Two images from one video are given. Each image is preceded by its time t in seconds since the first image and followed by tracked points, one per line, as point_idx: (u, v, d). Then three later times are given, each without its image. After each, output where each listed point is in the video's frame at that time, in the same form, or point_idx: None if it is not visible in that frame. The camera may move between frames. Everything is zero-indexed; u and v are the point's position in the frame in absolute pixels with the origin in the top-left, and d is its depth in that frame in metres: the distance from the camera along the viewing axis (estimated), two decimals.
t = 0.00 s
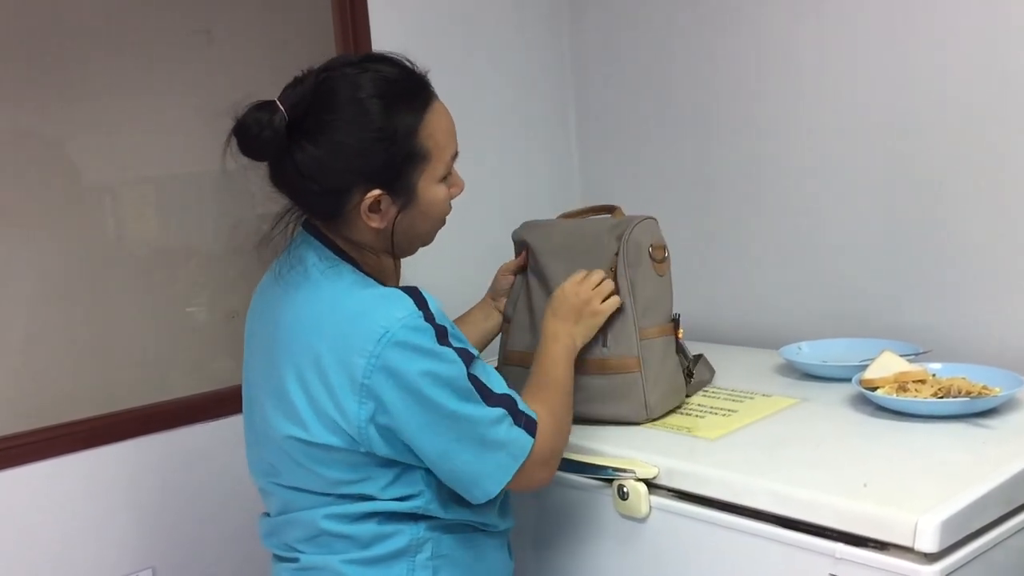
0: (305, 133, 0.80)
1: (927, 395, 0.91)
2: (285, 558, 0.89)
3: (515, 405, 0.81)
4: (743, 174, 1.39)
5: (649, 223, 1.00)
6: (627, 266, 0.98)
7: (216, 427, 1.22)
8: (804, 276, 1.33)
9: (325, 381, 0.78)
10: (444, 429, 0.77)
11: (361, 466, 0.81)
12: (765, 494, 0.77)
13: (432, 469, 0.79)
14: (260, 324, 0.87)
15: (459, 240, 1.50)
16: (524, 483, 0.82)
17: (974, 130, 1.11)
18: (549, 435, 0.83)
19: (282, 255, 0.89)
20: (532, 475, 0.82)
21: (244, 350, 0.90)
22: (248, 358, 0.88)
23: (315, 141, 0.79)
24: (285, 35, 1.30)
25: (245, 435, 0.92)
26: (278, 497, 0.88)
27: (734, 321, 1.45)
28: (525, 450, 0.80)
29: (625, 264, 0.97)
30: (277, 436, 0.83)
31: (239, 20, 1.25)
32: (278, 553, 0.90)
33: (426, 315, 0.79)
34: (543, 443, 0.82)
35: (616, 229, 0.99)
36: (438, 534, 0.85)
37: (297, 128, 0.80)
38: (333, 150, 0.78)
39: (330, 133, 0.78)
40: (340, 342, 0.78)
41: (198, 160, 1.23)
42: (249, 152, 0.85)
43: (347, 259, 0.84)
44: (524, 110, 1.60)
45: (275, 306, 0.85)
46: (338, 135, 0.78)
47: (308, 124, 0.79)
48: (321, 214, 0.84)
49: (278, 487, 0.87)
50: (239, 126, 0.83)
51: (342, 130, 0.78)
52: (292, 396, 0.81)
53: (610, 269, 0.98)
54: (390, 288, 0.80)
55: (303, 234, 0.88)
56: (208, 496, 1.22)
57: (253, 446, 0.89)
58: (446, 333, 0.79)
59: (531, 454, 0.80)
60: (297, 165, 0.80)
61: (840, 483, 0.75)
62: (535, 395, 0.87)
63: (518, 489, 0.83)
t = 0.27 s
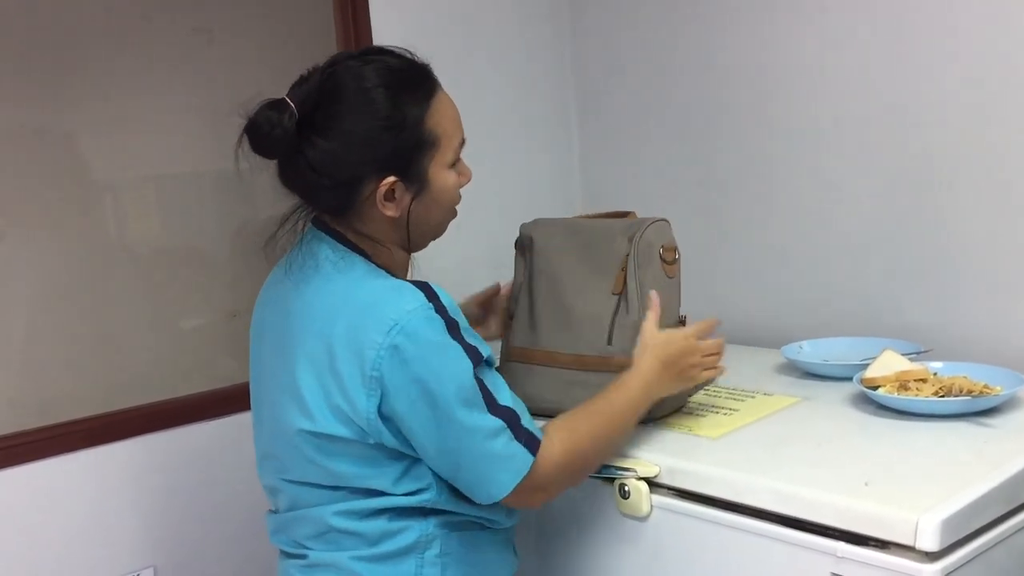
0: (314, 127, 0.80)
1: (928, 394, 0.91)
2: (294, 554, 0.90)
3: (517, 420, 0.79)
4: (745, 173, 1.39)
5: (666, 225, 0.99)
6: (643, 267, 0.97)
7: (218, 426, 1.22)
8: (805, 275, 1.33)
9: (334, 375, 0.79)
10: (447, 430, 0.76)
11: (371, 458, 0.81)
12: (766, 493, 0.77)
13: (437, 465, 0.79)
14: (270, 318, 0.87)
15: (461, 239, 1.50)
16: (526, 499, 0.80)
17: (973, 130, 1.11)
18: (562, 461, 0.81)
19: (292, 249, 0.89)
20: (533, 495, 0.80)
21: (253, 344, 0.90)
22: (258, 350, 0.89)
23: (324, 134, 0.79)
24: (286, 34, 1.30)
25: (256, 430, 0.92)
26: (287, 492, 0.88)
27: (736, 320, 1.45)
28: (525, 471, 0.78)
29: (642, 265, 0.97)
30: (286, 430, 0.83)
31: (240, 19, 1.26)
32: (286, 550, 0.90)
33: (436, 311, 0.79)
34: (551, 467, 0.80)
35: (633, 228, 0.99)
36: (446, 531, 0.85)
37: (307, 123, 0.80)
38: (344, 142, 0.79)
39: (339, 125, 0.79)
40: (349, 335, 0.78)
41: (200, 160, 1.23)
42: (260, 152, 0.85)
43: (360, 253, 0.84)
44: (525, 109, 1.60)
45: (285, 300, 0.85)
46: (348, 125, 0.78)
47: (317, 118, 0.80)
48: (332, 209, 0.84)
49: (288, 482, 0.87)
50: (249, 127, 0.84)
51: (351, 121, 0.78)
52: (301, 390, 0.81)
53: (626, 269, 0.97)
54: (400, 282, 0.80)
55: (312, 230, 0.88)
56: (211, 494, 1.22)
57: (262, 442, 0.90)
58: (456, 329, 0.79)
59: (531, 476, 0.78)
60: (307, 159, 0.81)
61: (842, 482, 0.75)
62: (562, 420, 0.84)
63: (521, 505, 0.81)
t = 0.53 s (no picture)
0: (322, 123, 0.80)
1: (929, 393, 0.91)
2: (302, 555, 0.89)
3: (527, 412, 0.81)
4: (746, 172, 1.39)
5: (654, 229, 1.02)
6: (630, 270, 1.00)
7: (220, 425, 1.23)
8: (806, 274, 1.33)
9: (345, 372, 0.79)
10: (460, 424, 0.77)
11: (381, 456, 0.81)
12: (767, 492, 0.77)
13: (447, 461, 0.79)
14: (275, 318, 0.87)
15: (462, 239, 1.50)
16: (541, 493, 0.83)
17: (973, 130, 1.11)
18: (571, 447, 0.83)
19: (295, 249, 0.89)
20: (546, 483, 0.82)
21: (258, 344, 0.90)
22: (264, 348, 0.89)
23: (332, 129, 0.79)
24: (288, 34, 1.30)
25: (260, 432, 0.92)
26: (295, 492, 0.88)
27: (738, 319, 1.45)
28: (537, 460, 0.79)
29: (629, 267, 1.00)
30: (295, 429, 0.83)
31: (242, 19, 1.26)
32: (293, 550, 0.90)
33: (445, 306, 0.79)
34: (561, 453, 0.82)
35: (625, 231, 1.02)
36: (454, 527, 0.86)
37: (314, 119, 0.80)
38: (352, 134, 0.79)
39: (347, 118, 0.79)
40: (360, 332, 0.78)
41: (202, 159, 1.23)
42: (266, 152, 0.85)
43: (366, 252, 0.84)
44: (526, 109, 1.60)
45: (291, 299, 0.85)
46: (356, 118, 0.79)
47: (324, 114, 0.80)
48: (342, 206, 0.84)
49: (295, 481, 0.87)
50: (256, 129, 0.84)
51: (359, 114, 0.79)
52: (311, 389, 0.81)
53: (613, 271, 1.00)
54: (408, 278, 0.81)
55: (317, 228, 0.87)
56: (213, 493, 1.22)
57: (268, 442, 0.90)
58: (463, 324, 0.80)
59: (544, 461, 0.80)
60: (316, 154, 0.80)
61: (843, 480, 0.76)
62: (566, 411, 0.87)
63: (529, 499, 0.83)
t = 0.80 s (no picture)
0: (327, 116, 0.80)
1: (932, 390, 0.91)
2: (304, 554, 0.90)
3: (526, 412, 0.81)
4: (748, 170, 1.40)
5: (660, 227, 1.02)
6: (636, 267, 1.00)
7: (224, 423, 1.23)
8: (808, 272, 1.33)
9: (345, 372, 0.79)
10: (459, 425, 0.77)
11: (381, 455, 0.82)
12: (770, 489, 0.77)
13: (446, 461, 0.79)
14: (275, 318, 0.87)
15: (465, 237, 1.50)
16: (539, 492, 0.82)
17: (974, 128, 1.11)
18: (569, 450, 0.84)
19: (296, 249, 0.89)
20: (544, 484, 0.82)
21: (258, 344, 0.90)
22: (265, 348, 0.89)
23: (338, 123, 0.80)
24: (290, 32, 1.30)
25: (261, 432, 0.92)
26: (296, 491, 0.88)
27: (741, 317, 1.45)
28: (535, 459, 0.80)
29: (635, 264, 1.00)
30: (296, 429, 0.83)
31: (245, 18, 1.26)
32: (296, 549, 0.90)
33: (445, 306, 0.80)
34: (560, 455, 0.83)
35: (631, 228, 1.03)
36: (456, 526, 0.86)
37: (320, 112, 0.80)
38: (358, 129, 0.79)
39: (352, 112, 0.79)
40: (360, 332, 0.78)
41: (205, 158, 1.23)
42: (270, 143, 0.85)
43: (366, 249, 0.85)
44: (528, 107, 1.60)
45: (292, 299, 0.85)
46: (362, 112, 0.79)
47: (329, 108, 0.80)
48: (345, 200, 0.84)
49: (297, 481, 0.87)
50: (261, 120, 0.84)
51: (366, 108, 0.79)
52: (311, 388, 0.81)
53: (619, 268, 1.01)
54: (408, 278, 0.81)
55: (318, 226, 0.87)
56: (216, 491, 1.22)
57: (270, 442, 0.90)
58: (463, 324, 0.80)
59: (542, 463, 0.81)
60: (320, 147, 0.81)
61: (845, 477, 0.76)
62: (565, 414, 0.87)
63: (527, 498, 0.83)
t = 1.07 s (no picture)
0: (334, 113, 0.80)
1: (934, 388, 0.91)
2: (308, 552, 0.90)
3: (531, 409, 0.81)
4: (750, 169, 1.40)
5: (665, 225, 1.02)
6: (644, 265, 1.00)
7: (227, 422, 1.23)
8: (811, 270, 1.33)
9: (350, 369, 0.79)
10: (463, 422, 0.77)
11: (386, 452, 0.82)
12: (773, 487, 0.78)
13: (450, 457, 0.79)
14: (280, 315, 0.87)
15: (468, 235, 1.50)
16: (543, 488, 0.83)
17: (976, 126, 1.11)
18: (571, 446, 0.84)
19: (300, 247, 0.89)
20: (547, 482, 0.83)
21: (263, 342, 0.90)
22: (269, 345, 0.89)
23: (345, 119, 0.80)
24: (293, 32, 1.31)
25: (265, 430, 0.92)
26: (301, 488, 0.88)
27: (743, 316, 1.45)
28: (540, 455, 0.80)
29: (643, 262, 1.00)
30: (301, 425, 0.84)
31: (248, 17, 1.26)
32: (299, 547, 0.91)
33: (449, 303, 0.80)
34: (563, 453, 0.83)
35: (637, 226, 1.02)
36: (459, 523, 0.86)
37: (327, 109, 0.80)
38: (365, 125, 0.79)
39: (360, 108, 0.79)
40: (365, 328, 0.78)
41: (208, 157, 1.24)
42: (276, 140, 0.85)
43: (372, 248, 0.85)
44: (531, 106, 1.60)
45: (296, 296, 0.85)
46: (369, 109, 0.79)
47: (336, 104, 0.80)
48: (352, 196, 0.84)
49: (301, 478, 0.88)
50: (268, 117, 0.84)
51: (373, 104, 0.79)
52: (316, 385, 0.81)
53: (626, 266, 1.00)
54: (413, 276, 0.81)
55: (323, 225, 0.87)
56: (220, 489, 1.23)
57: (274, 439, 0.90)
58: (467, 321, 0.80)
59: (546, 461, 0.81)
60: (328, 143, 0.81)
61: (849, 476, 0.76)
62: (565, 406, 0.87)
63: (531, 493, 0.84)
